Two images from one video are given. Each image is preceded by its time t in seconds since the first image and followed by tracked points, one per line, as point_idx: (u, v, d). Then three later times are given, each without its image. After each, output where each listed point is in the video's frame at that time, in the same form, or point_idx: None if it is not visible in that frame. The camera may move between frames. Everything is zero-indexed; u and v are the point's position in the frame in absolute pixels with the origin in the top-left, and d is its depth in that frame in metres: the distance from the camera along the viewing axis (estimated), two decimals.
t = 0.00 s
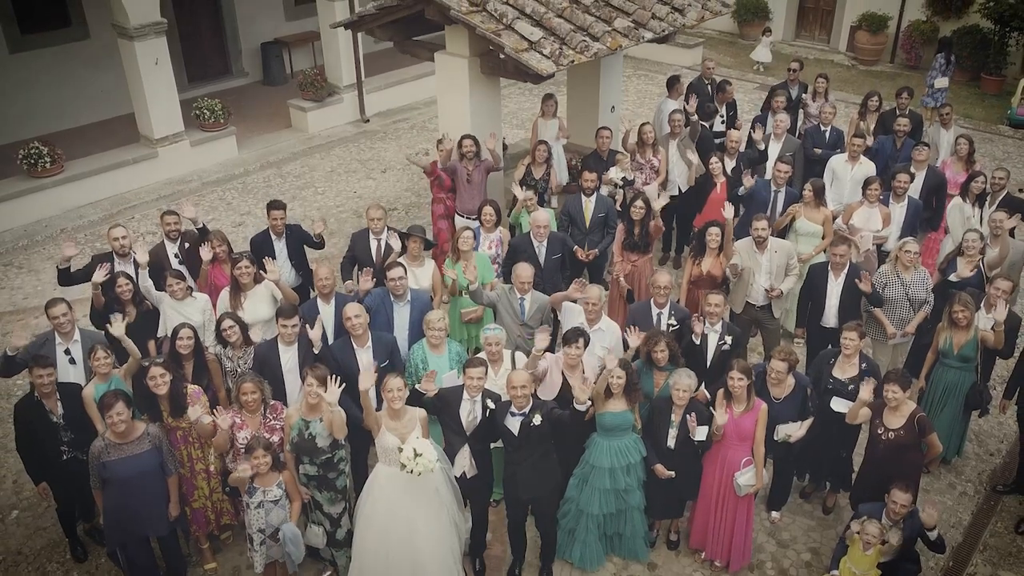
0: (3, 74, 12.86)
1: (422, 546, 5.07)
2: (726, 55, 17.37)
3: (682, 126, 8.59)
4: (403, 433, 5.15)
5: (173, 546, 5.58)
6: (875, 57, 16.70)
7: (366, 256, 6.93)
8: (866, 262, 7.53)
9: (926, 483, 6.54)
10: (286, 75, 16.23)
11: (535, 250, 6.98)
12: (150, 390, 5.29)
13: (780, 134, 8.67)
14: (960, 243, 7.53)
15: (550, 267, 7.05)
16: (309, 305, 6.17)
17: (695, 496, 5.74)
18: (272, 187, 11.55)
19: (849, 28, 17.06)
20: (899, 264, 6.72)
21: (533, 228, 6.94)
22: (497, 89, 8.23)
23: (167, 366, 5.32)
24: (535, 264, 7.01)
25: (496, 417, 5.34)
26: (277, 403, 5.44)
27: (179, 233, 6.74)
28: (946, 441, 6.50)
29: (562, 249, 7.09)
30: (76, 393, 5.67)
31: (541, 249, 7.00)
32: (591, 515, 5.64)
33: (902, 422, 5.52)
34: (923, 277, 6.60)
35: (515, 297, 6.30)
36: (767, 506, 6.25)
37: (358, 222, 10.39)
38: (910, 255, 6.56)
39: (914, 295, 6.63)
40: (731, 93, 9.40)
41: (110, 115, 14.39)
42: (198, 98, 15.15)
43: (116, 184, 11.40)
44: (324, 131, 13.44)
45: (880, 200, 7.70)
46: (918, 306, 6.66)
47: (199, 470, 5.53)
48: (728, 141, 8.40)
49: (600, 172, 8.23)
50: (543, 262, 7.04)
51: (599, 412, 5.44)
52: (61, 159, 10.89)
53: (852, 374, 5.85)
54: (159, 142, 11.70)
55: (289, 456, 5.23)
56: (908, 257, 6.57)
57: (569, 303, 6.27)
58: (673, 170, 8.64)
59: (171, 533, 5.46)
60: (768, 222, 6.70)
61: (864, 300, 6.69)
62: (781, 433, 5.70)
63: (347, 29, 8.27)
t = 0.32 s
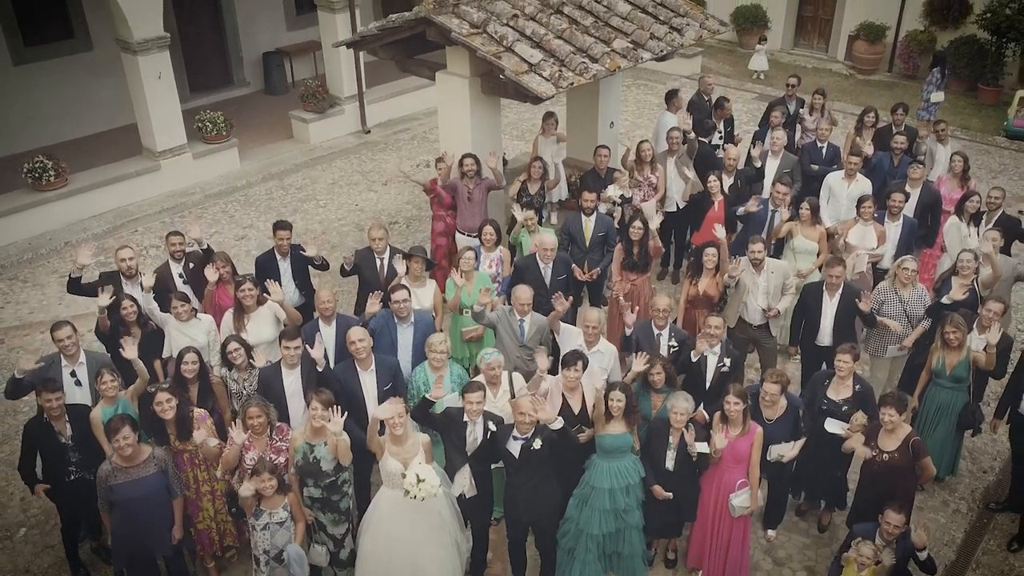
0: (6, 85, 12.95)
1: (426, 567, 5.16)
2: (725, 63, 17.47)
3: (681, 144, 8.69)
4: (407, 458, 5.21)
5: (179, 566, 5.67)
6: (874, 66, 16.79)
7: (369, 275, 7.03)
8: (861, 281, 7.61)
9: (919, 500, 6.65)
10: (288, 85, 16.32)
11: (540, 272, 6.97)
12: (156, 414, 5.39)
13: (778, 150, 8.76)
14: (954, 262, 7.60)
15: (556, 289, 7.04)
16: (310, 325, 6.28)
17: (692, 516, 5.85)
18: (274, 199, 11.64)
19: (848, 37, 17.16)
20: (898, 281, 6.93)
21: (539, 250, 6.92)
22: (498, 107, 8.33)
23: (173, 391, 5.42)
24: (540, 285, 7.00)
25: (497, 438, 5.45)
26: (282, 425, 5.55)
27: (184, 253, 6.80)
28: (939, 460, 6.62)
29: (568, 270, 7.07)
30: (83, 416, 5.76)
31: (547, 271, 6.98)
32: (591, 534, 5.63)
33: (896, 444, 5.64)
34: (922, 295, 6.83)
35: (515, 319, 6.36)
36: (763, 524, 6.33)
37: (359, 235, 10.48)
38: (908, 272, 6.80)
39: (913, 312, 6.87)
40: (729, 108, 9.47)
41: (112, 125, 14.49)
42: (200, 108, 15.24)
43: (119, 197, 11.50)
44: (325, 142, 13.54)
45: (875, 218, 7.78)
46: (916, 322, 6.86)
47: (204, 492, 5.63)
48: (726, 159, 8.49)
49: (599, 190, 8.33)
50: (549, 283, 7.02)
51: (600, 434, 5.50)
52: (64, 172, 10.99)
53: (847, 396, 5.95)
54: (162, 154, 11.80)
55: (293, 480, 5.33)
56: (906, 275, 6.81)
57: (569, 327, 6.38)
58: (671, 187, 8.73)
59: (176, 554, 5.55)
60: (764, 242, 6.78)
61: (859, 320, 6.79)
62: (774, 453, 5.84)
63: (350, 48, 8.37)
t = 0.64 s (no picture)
0: (9, 97, 13.04)
1: None
2: (724, 73, 17.58)
3: (679, 162, 8.78)
4: (411, 484, 5.30)
5: None
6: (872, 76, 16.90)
7: (371, 297, 7.13)
8: (855, 300, 7.72)
9: (914, 521, 6.77)
10: (289, 94, 16.39)
11: (546, 294, 7.06)
12: (164, 439, 5.50)
13: (775, 168, 8.85)
14: (948, 281, 7.69)
15: (561, 311, 7.13)
16: (314, 348, 6.39)
17: (689, 537, 5.98)
18: (276, 212, 11.74)
19: (846, 47, 17.28)
20: (894, 300, 7.04)
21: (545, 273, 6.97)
22: (498, 127, 8.43)
23: (179, 417, 5.52)
24: (545, 307, 7.09)
25: (499, 461, 5.56)
26: (288, 447, 5.64)
27: (189, 275, 6.91)
28: (933, 481, 6.75)
29: (573, 291, 7.16)
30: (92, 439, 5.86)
31: (553, 293, 7.06)
32: (590, 556, 5.68)
33: (889, 468, 5.76)
34: (916, 315, 6.94)
35: (515, 342, 6.47)
36: (759, 543, 6.44)
37: (361, 250, 10.59)
38: (904, 292, 6.91)
39: (908, 330, 6.97)
40: (727, 125, 9.57)
41: (115, 137, 14.59)
42: (202, 118, 15.33)
43: (122, 210, 11.61)
44: (327, 154, 13.64)
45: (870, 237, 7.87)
46: (910, 341, 6.96)
47: (210, 514, 5.73)
48: (723, 178, 8.58)
49: (598, 209, 8.44)
50: (554, 305, 7.11)
51: (599, 457, 5.59)
52: (69, 187, 11.10)
53: (841, 419, 6.04)
54: (165, 168, 11.90)
55: (298, 504, 5.44)
56: (902, 294, 6.90)
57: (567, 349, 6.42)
58: (669, 205, 8.82)
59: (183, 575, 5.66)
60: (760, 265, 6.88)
61: (854, 341, 6.89)
62: (769, 474, 5.92)
63: (352, 69, 8.47)
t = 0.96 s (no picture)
0: (14, 111, 13.15)
1: None
2: (723, 83, 17.68)
3: (677, 181, 8.88)
4: (414, 510, 5.40)
5: None
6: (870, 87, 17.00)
7: (374, 318, 7.23)
8: (850, 320, 7.81)
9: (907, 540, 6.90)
10: (290, 105, 16.46)
11: (549, 317, 7.17)
12: (172, 464, 5.61)
13: (772, 186, 8.93)
14: (942, 301, 7.79)
15: (565, 333, 7.24)
16: (318, 372, 6.50)
17: (686, 559, 6.11)
18: (279, 226, 11.86)
19: (844, 57, 17.39)
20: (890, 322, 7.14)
21: (549, 296, 7.09)
22: (498, 147, 8.54)
23: (187, 443, 5.63)
24: (548, 330, 7.19)
25: (501, 485, 5.68)
26: (293, 472, 5.71)
27: (195, 298, 7.03)
28: (926, 502, 6.88)
29: (575, 314, 7.27)
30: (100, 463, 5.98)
31: (556, 316, 7.17)
32: None
33: (881, 491, 5.86)
34: (910, 337, 7.04)
35: (516, 366, 6.59)
36: (755, 562, 6.55)
37: (363, 265, 10.70)
38: (901, 314, 7.01)
39: (902, 350, 7.10)
40: (724, 142, 9.67)
41: (119, 149, 14.71)
42: (204, 130, 15.44)
43: (127, 225, 11.72)
44: (329, 167, 13.75)
45: (865, 257, 7.96)
46: (905, 363, 7.07)
47: (218, 537, 5.81)
48: (721, 197, 8.67)
49: (597, 229, 8.54)
50: (558, 327, 7.22)
51: (599, 482, 5.71)
52: (73, 203, 11.22)
53: (835, 442, 6.13)
54: (168, 182, 12.01)
55: (302, 528, 5.61)
56: (897, 316, 7.01)
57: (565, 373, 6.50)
58: (667, 223, 8.92)
59: None
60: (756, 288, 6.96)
61: (849, 362, 7.00)
62: (765, 496, 5.99)
63: (354, 90, 8.57)
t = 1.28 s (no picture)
0: (18, 126, 13.26)
1: None
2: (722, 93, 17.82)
3: (674, 202, 8.98)
4: (416, 538, 5.52)
5: None
6: (867, 98, 17.11)
7: (375, 342, 7.34)
8: (844, 342, 7.92)
9: (900, 561, 7.03)
10: (291, 116, 16.53)
11: (550, 342, 7.28)
12: (179, 491, 5.73)
13: (769, 206, 9.03)
14: (935, 323, 7.90)
15: (565, 356, 7.35)
16: (321, 396, 6.62)
17: None
18: (281, 241, 11.98)
19: (842, 68, 17.49)
20: (885, 345, 7.24)
21: (549, 321, 7.22)
22: (497, 169, 8.66)
23: (193, 470, 5.75)
24: (549, 354, 7.30)
25: (499, 513, 5.79)
26: (297, 497, 5.80)
27: (200, 322, 7.18)
28: (918, 524, 7.01)
29: (575, 338, 7.38)
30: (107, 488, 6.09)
31: (557, 340, 7.28)
32: None
33: (874, 515, 5.97)
34: (904, 360, 7.14)
35: (514, 391, 6.71)
36: None
37: (364, 282, 10.82)
38: (896, 338, 7.10)
39: (897, 373, 7.19)
40: (721, 161, 9.75)
41: (122, 161, 14.83)
42: (206, 142, 15.56)
43: (131, 241, 11.84)
44: (330, 180, 13.87)
45: (859, 279, 8.05)
46: (899, 386, 7.18)
47: (222, 561, 5.94)
48: (717, 218, 8.78)
49: (596, 249, 8.66)
50: (558, 351, 7.33)
51: (595, 508, 5.82)
52: (77, 219, 11.34)
53: (828, 467, 6.25)
54: (171, 198, 12.12)
55: (307, 554, 5.74)
56: (891, 339, 7.11)
57: (564, 398, 6.65)
58: (664, 243, 9.03)
59: None
60: (751, 312, 7.07)
61: (842, 386, 7.11)
62: (761, 521, 6.17)
63: (356, 112, 8.69)
